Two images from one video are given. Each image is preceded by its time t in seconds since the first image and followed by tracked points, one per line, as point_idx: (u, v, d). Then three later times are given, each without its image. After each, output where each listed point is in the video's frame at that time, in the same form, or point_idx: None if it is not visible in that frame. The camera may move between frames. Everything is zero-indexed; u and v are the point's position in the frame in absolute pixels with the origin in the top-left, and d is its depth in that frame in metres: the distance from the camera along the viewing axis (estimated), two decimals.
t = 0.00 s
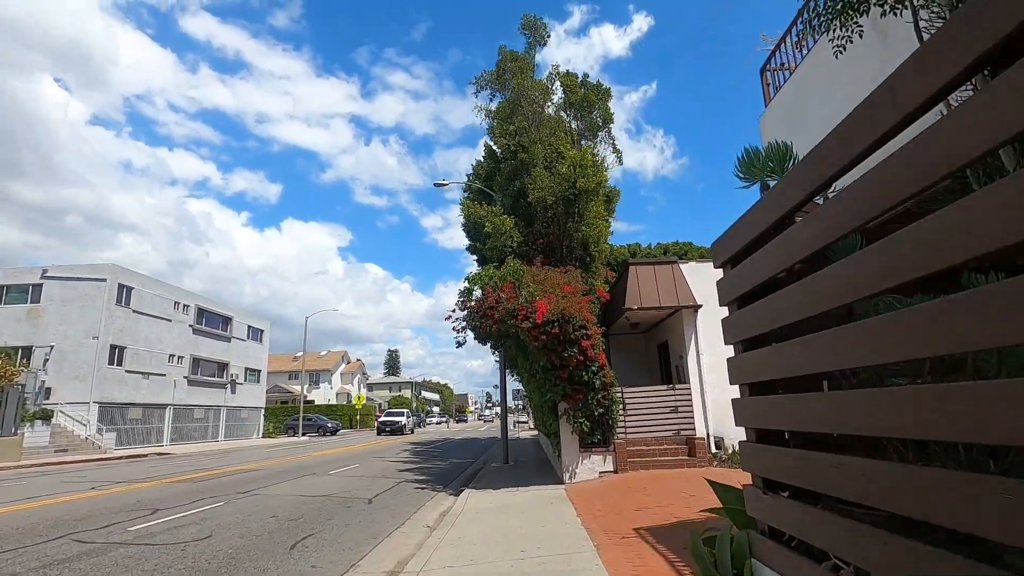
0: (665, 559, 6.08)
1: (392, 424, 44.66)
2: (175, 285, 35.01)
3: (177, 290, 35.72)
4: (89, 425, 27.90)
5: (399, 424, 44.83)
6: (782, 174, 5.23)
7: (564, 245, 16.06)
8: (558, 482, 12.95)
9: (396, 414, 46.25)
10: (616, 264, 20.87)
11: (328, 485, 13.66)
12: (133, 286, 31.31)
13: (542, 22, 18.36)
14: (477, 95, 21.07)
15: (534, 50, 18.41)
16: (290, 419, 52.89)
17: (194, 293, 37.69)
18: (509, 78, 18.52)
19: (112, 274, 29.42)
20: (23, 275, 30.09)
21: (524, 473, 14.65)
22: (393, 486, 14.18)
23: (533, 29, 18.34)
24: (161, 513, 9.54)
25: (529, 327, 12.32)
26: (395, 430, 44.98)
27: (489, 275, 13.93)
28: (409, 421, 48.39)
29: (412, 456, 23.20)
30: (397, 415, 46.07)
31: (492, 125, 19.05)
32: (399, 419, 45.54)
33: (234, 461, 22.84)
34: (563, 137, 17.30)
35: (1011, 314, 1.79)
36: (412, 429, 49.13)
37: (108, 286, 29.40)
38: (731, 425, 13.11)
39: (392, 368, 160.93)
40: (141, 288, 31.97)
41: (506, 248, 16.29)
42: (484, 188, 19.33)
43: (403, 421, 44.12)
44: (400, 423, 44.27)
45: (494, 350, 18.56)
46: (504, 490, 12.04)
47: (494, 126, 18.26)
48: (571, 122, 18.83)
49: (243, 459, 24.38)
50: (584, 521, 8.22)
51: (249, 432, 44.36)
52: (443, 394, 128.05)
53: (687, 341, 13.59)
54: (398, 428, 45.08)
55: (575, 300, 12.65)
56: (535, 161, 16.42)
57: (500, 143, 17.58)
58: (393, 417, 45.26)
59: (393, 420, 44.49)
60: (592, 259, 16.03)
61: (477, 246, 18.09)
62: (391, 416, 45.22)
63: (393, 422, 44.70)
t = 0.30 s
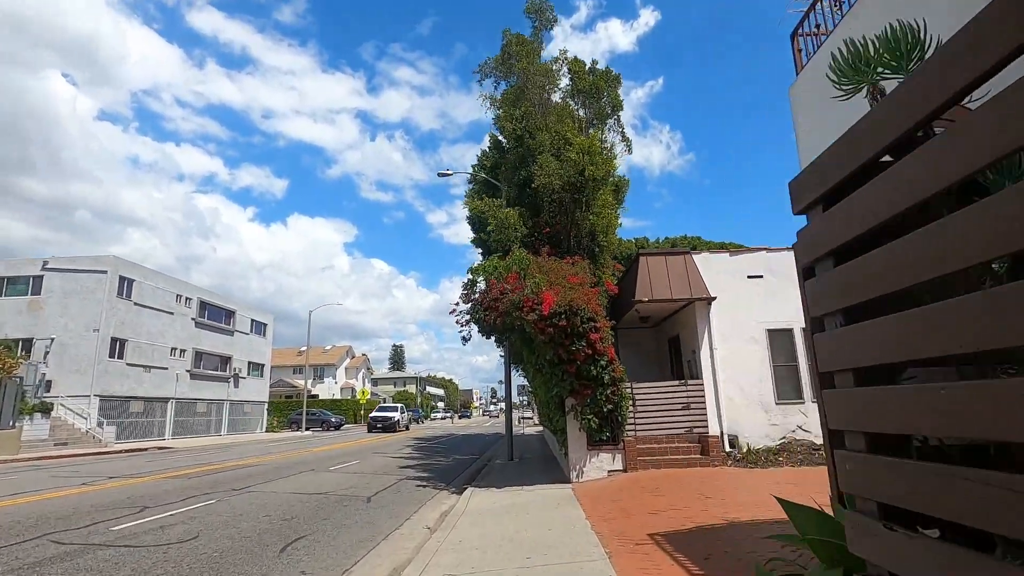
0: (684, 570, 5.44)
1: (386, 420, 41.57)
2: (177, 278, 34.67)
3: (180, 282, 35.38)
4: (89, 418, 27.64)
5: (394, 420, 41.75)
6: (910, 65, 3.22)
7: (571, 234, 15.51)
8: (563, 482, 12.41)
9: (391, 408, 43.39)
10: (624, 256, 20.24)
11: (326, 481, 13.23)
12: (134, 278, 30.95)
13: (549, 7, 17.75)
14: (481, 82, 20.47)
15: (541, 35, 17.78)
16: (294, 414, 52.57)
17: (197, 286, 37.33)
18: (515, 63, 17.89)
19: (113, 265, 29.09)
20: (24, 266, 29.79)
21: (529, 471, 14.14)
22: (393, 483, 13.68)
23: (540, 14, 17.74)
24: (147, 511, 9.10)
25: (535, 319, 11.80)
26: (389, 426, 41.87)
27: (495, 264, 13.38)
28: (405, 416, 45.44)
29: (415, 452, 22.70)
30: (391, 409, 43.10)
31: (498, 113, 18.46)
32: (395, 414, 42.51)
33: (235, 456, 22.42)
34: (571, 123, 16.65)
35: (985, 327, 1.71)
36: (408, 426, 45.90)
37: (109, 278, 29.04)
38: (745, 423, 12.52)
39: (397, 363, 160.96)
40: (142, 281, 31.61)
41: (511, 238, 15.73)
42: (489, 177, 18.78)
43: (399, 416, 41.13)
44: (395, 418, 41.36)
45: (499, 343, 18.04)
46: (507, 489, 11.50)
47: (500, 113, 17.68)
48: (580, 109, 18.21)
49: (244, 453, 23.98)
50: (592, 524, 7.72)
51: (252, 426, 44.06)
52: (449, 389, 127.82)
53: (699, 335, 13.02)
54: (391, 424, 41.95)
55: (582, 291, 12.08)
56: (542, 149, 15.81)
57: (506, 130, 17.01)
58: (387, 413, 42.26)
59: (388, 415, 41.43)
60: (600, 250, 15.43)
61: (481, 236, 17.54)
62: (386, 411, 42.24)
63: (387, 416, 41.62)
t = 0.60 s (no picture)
0: None
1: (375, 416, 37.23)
2: (177, 272, 34.33)
3: (180, 276, 35.03)
4: (88, 413, 27.38)
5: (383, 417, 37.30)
6: None
7: (577, 225, 14.96)
8: (570, 480, 11.97)
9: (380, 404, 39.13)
10: (633, 248, 19.63)
11: (326, 479, 12.83)
12: (133, 271, 30.60)
13: None
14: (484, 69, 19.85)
15: (546, 19, 17.16)
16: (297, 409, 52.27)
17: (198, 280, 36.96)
18: (519, 48, 17.27)
19: (111, 258, 28.74)
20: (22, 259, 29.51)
21: (534, 469, 13.67)
22: (393, 482, 13.25)
23: None
24: (135, 511, 8.70)
25: (541, 311, 11.28)
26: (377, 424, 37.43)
27: (498, 255, 12.86)
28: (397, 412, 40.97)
29: (417, 449, 22.27)
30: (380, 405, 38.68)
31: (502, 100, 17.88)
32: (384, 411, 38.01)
33: (235, 452, 22.06)
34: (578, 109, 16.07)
35: None
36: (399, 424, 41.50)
37: (107, 271, 28.70)
38: (760, 420, 12.00)
39: (401, 359, 160.73)
40: (142, 274, 31.27)
41: (515, 229, 15.20)
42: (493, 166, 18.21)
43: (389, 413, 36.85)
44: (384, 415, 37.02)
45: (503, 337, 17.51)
46: (511, 488, 11.06)
47: (503, 100, 17.12)
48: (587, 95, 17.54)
49: (243, 449, 23.61)
50: (602, 528, 7.25)
51: (254, 422, 43.77)
52: (453, 384, 127.53)
53: (712, 328, 12.50)
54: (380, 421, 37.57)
55: (590, 282, 11.58)
56: (547, 136, 15.25)
57: (509, 117, 16.34)
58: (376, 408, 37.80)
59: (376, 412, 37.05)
60: (608, 241, 14.90)
61: (484, 227, 16.96)
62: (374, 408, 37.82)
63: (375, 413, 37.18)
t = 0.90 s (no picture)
0: None
1: (361, 417, 33.22)
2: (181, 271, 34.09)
3: (184, 275, 34.79)
4: (91, 413, 27.16)
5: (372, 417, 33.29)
6: None
7: (585, 217, 14.50)
8: (580, 481, 11.49)
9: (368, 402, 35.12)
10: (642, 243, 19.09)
11: (327, 480, 12.42)
12: (136, 270, 30.37)
13: None
14: (488, 60, 19.34)
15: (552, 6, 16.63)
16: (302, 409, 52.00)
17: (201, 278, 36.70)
18: (523, 37, 16.74)
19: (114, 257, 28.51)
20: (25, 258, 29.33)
21: (542, 470, 13.18)
22: (396, 483, 12.81)
23: None
24: (124, 514, 8.32)
25: (549, 304, 10.85)
26: (364, 425, 33.34)
27: (503, 247, 12.38)
28: (388, 413, 36.92)
29: (422, 449, 21.83)
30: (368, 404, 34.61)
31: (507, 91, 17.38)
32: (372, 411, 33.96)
33: (237, 452, 21.73)
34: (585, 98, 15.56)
35: None
36: (392, 424, 37.55)
37: (110, 269, 28.46)
38: (778, 418, 11.47)
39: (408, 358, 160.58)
40: (145, 272, 31.04)
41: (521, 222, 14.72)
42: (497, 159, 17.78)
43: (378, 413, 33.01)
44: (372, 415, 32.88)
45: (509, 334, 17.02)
46: (518, 490, 10.60)
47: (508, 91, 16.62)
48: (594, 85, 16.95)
49: (246, 449, 23.28)
50: (616, 534, 6.78)
51: (259, 421, 43.52)
52: (459, 384, 127.19)
53: (727, 323, 11.98)
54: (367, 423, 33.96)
55: (599, 274, 11.11)
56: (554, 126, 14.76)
57: (514, 105, 15.88)
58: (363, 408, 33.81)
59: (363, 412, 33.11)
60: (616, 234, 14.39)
61: (489, 220, 16.50)
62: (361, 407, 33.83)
63: (361, 413, 33.25)
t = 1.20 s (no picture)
0: None
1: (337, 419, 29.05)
2: (180, 268, 33.67)
3: (183, 272, 34.38)
4: (86, 411, 26.76)
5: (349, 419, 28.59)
6: None
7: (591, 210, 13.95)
8: (584, 485, 10.98)
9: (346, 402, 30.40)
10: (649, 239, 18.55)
11: (321, 482, 11.93)
12: (134, 266, 29.95)
13: None
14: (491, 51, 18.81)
15: None
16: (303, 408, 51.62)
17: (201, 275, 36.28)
18: (526, 25, 16.16)
19: (112, 253, 28.11)
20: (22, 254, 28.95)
21: (544, 473, 12.65)
22: (393, 486, 12.30)
23: None
24: (101, 518, 7.83)
25: (553, 300, 10.35)
26: (341, 429, 28.58)
27: (505, 240, 11.86)
28: (370, 414, 32.27)
29: (422, 449, 21.34)
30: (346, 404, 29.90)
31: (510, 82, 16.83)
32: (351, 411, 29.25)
33: (233, 451, 21.28)
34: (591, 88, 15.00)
35: None
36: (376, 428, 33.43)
37: (107, 266, 28.04)
38: (791, 421, 10.93)
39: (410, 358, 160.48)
40: (143, 269, 30.61)
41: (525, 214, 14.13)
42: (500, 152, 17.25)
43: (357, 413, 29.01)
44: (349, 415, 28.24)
45: (511, 332, 16.45)
46: (519, 495, 10.08)
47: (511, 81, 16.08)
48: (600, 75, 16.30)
49: (242, 449, 22.82)
50: (625, 546, 6.25)
51: (259, 420, 43.10)
52: (461, 384, 126.84)
53: (739, 321, 11.43)
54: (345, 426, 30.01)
55: (606, 269, 10.61)
56: (559, 116, 14.21)
57: (517, 94, 15.37)
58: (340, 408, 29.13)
59: (340, 412, 28.44)
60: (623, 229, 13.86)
61: (491, 214, 15.95)
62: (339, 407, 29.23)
63: (337, 414, 28.51)
